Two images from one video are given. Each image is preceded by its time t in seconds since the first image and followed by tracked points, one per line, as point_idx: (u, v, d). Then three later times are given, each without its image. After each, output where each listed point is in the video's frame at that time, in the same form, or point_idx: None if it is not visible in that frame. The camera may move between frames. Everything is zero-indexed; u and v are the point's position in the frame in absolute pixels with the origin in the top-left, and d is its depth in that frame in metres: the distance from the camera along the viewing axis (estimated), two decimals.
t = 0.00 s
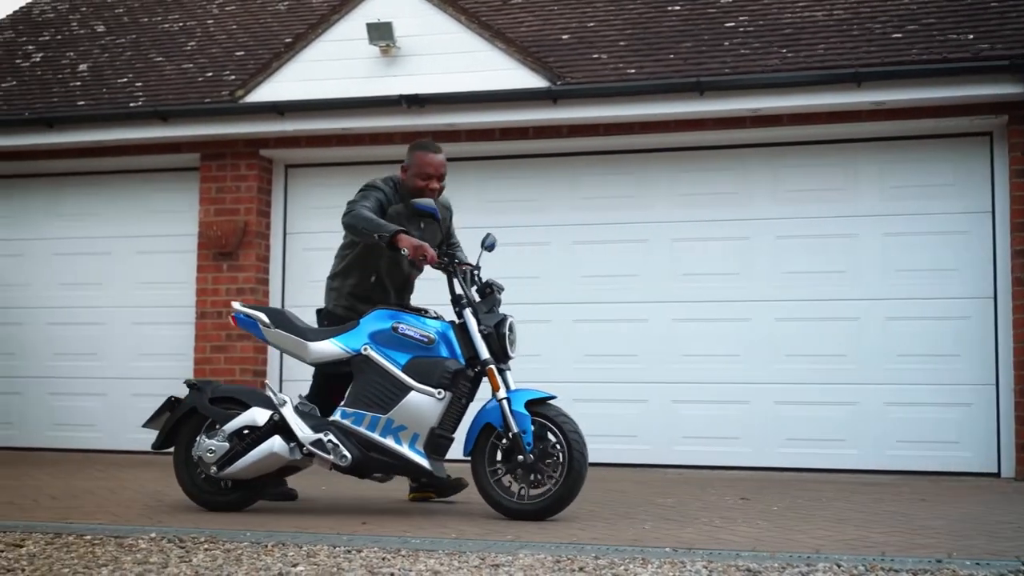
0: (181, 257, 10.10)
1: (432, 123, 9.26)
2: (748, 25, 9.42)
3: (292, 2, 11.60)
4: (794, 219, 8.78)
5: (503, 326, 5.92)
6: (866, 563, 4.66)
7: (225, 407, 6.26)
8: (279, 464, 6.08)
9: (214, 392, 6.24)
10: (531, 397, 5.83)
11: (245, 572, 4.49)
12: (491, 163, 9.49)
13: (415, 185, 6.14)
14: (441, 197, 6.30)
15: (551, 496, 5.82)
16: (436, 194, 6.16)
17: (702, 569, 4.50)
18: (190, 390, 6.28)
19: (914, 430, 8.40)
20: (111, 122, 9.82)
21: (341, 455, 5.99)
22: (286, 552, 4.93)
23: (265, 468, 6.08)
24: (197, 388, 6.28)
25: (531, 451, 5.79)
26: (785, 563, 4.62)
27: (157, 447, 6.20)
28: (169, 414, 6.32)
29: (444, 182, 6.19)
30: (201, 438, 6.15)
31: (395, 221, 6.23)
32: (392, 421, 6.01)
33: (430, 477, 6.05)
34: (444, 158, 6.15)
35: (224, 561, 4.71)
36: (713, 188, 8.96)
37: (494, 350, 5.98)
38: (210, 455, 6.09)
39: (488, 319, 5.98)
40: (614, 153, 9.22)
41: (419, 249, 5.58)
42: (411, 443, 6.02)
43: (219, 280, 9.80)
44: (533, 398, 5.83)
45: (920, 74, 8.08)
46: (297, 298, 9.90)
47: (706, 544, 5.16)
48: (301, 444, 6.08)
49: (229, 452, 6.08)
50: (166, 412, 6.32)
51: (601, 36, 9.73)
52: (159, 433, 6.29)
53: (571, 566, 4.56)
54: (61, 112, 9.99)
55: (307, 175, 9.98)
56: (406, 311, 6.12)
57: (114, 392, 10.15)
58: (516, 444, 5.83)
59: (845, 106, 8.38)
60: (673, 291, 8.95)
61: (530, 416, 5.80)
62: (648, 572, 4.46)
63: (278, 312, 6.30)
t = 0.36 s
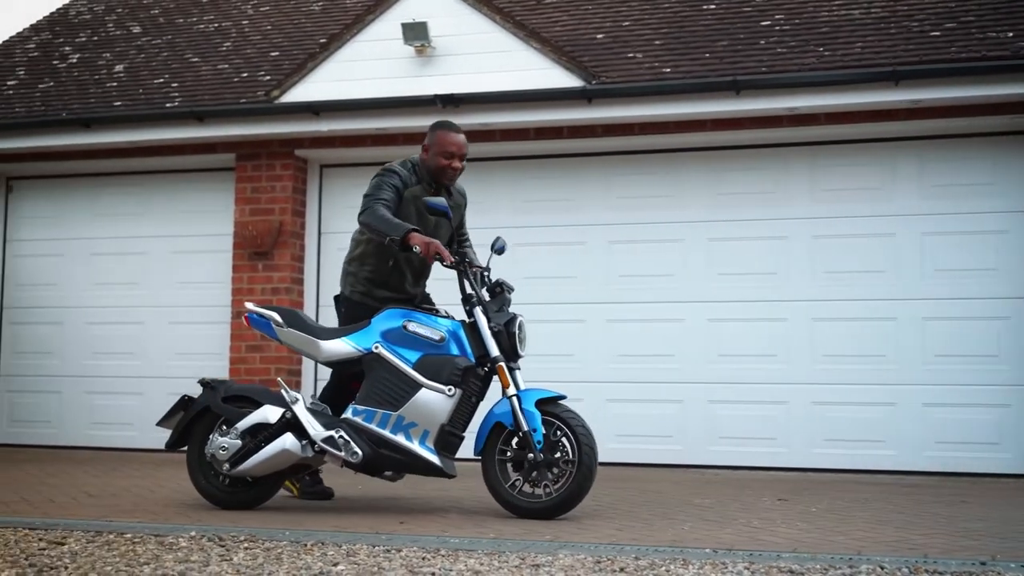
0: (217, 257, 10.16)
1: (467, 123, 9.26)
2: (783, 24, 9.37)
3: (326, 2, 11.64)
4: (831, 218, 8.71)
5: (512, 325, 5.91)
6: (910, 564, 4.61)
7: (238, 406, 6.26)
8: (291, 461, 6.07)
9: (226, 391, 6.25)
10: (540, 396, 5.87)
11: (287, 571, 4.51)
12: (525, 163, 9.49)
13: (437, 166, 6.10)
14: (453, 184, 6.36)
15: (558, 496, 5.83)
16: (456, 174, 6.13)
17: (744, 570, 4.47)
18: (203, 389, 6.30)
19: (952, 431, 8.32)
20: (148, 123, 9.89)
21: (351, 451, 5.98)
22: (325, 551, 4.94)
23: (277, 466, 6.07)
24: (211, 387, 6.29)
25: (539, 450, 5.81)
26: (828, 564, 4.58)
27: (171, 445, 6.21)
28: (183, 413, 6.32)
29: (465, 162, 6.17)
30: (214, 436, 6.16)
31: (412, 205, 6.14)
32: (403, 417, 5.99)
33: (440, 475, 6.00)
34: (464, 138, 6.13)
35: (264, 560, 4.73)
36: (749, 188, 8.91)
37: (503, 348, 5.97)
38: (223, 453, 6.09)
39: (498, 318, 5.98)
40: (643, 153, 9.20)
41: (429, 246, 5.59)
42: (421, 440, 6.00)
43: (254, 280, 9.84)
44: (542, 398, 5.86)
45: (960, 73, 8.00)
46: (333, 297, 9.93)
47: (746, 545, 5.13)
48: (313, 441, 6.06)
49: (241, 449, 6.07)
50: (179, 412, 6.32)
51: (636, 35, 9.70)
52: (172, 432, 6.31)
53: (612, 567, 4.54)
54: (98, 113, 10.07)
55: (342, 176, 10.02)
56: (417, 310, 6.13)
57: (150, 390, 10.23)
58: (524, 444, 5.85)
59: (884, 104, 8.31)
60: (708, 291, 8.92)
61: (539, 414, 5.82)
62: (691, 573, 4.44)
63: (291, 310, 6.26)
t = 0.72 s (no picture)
0: (222, 256, 10.16)
1: (472, 123, 9.26)
2: (789, 24, 9.35)
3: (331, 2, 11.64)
4: (837, 218, 8.69)
5: (540, 325, 5.88)
6: (919, 565, 4.60)
7: (264, 406, 6.22)
8: (316, 462, 6.02)
9: (252, 390, 6.21)
10: (568, 397, 5.80)
11: (296, 571, 4.51)
12: (529, 163, 9.48)
13: (478, 168, 6.07)
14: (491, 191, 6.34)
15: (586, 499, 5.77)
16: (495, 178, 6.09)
17: (753, 571, 4.47)
18: (229, 389, 6.26)
19: (959, 431, 8.30)
20: (153, 122, 9.89)
21: (378, 451, 5.95)
22: (333, 551, 4.94)
23: (303, 466, 6.02)
24: (236, 387, 6.26)
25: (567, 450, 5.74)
26: (837, 565, 4.58)
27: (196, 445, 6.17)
28: (208, 413, 6.29)
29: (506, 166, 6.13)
30: (239, 436, 6.11)
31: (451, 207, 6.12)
32: (430, 417, 5.96)
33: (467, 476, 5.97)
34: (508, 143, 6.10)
35: (272, 559, 4.73)
36: (754, 188, 8.90)
37: (530, 348, 5.93)
38: (249, 452, 6.03)
39: (525, 318, 5.94)
40: (649, 153, 9.19)
41: (455, 248, 5.54)
42: (448, 441, 5.97)
43: (259, 279, 9.84)
44: (570, 398, 5.79)
45: (967, 72, 7.98)
46: (337, 296, 9.93)
47: (753, 545, 5.13)
48: (339, 441, 6.03)
49: (267, 449, 6.01)
50: (204, 412, 6.29)
51: (641, 35, 9.69)
52: (198, 432, 6.27)
53: (621, 567, 4.54)
54: (103, 112, 10.08)
55: (347, 175, 10.01)
56: (444, 310, 6.10)
57: (154, 390, 10.23)
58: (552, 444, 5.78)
59: (890, 104, 8.30)
60: (714, 291, 8.90)
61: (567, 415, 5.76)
62: (701, 573, 4.43)
63: (318, 311, 6.22)
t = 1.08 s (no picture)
0: (215, 255, 10.15)
1: (468, 122, 9.25)
2: (786, 24, 9.36)
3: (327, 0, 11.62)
4: (832, 219, 8.70)
5: (586, 324, 5.80)
6: (919, 565, 4.61)
7: (305, 405, 6.16)
8: (358, 461, 5.99)
9: (293, 390, 6.15)
10: (614, 396, 5.76)
11: (295, 570, 4.51)
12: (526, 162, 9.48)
13: (522, 150, 5.99)
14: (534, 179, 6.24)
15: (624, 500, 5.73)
16: (539, 159, 6.02)
17: (752, 571, 4.47)
18: (269, 389, 6.19)
19: (953, 432, 8.31)
20: (149, 120, 9.88)
21: (421, 450, 5.93)
22: (331, 551, 4.93)
23: (345, 465, 5.99)
24: (277, 387, 6.19)
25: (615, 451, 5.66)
26: (836, 565, 4.58)
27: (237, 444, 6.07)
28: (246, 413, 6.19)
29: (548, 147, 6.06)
30: (280, 435, 6.03)
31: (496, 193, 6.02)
32: (474, 416, 5.91)
33: (510, 476, 5.92)
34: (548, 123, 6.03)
35: (270, 559, 4.72)
36: (750, 188, 8.90)
37: (576, 347, 5.85)
38: (290, 452, 5.96)
39: (572, 317, 5.86)
40: (647, 152, 9.18)
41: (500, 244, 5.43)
42: (492, 440, 5.91)
43: (254, 278, 9.83)
44: (616, 398, 5.76)
45: (963, 73, 7.99)
46: (331, 296, 9.91)
47: (752, 545, 5.13)
48: (382, 440, 6.00)
49: (310, 448, 5.96)
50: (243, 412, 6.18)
51: (637, 34, 9.70)
52: (238, 431, 6.19)
53: (621, 567, 4.54)
54: (98, 110, 10.06)
55: (342, 174, 10.00)
56: (489, 309, 6.04)
57: (148, 389, 10.22)
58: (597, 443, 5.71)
59: (885, 105, 8.31)
60: (709, 292, 8.90)
61: (615, 415, 5.69)
62: (700, 573, 4.43)
63: (362, 310, 6.16)
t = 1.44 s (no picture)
0: (186, 252, 10.09)
1: (441, 121, 9.24)
2: (758, 24, 9.39)
3: None
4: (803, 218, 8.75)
5: (629, 322, 5.75)
6: (894, 564, 4.63)
7: (339, 405, 6.04)
8: (395, 462, 5.88)
9: (327, 389, 6.02)
10: (658, 396, 5.71)
11: (270, 569, 4.49)
12: (499, 160, 9.47)
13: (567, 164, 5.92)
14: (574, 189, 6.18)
15: (654, 505, 5.65)
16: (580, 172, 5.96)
17: (729, 569, 4.48)
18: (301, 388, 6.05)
19: (922, 430, 8.37)
20: (121, 117, 9.81)
21: (462, 453, 5.79)
22: (306, 550, 4.91)
23: (382, 466, 5.88)
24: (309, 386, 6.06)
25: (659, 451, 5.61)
26: (811, 564, 4.60)
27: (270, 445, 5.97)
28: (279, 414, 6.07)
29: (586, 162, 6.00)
30: (315, 436, 5.94)
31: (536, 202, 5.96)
32: (515, 417, 5.80)
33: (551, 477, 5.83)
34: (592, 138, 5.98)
35: (245, 559, 4.69)
36: (722, 187, 8.94)
37: (619, 345, 5.79)
38: (326, 453, 5.88)
39: (613, 315, 5.81)
40: (619, 151, 9.19)
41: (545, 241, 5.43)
42: (534, 441, 5.81)
43: (225, 276, 9.78)
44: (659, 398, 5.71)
45: (933, 75, 8.05)
46: (303, 294, 9.86)
47: (728, 544, 5.14)
48: (420, 441, 5.88)
49: (346, 449, 5.86)
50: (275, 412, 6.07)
51: (610, 34, 9.71)
52: (270, 432, 6.06)
53: (597, 565, 4.54)
54: (68, 107, 9.98)
55: (315, 171, 9.95)
56: (527, 307, 5.93)
57: (118, 388, 10.15)
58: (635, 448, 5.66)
59: (857, 105, 8.36)
60: (682, 290, 8.93)
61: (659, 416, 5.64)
62: (676, 572, 4.44)
63: (396, 308, 6.01)
